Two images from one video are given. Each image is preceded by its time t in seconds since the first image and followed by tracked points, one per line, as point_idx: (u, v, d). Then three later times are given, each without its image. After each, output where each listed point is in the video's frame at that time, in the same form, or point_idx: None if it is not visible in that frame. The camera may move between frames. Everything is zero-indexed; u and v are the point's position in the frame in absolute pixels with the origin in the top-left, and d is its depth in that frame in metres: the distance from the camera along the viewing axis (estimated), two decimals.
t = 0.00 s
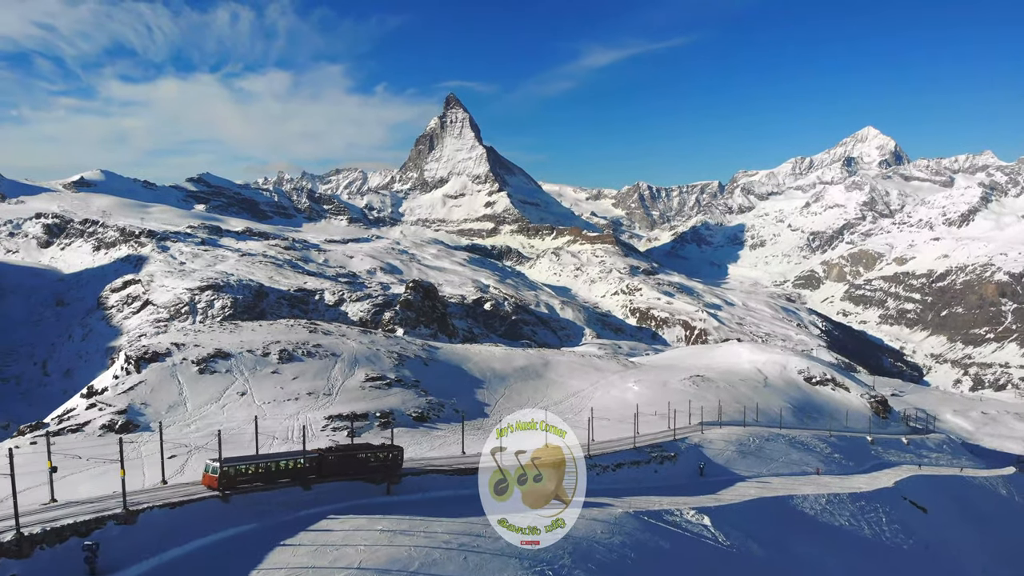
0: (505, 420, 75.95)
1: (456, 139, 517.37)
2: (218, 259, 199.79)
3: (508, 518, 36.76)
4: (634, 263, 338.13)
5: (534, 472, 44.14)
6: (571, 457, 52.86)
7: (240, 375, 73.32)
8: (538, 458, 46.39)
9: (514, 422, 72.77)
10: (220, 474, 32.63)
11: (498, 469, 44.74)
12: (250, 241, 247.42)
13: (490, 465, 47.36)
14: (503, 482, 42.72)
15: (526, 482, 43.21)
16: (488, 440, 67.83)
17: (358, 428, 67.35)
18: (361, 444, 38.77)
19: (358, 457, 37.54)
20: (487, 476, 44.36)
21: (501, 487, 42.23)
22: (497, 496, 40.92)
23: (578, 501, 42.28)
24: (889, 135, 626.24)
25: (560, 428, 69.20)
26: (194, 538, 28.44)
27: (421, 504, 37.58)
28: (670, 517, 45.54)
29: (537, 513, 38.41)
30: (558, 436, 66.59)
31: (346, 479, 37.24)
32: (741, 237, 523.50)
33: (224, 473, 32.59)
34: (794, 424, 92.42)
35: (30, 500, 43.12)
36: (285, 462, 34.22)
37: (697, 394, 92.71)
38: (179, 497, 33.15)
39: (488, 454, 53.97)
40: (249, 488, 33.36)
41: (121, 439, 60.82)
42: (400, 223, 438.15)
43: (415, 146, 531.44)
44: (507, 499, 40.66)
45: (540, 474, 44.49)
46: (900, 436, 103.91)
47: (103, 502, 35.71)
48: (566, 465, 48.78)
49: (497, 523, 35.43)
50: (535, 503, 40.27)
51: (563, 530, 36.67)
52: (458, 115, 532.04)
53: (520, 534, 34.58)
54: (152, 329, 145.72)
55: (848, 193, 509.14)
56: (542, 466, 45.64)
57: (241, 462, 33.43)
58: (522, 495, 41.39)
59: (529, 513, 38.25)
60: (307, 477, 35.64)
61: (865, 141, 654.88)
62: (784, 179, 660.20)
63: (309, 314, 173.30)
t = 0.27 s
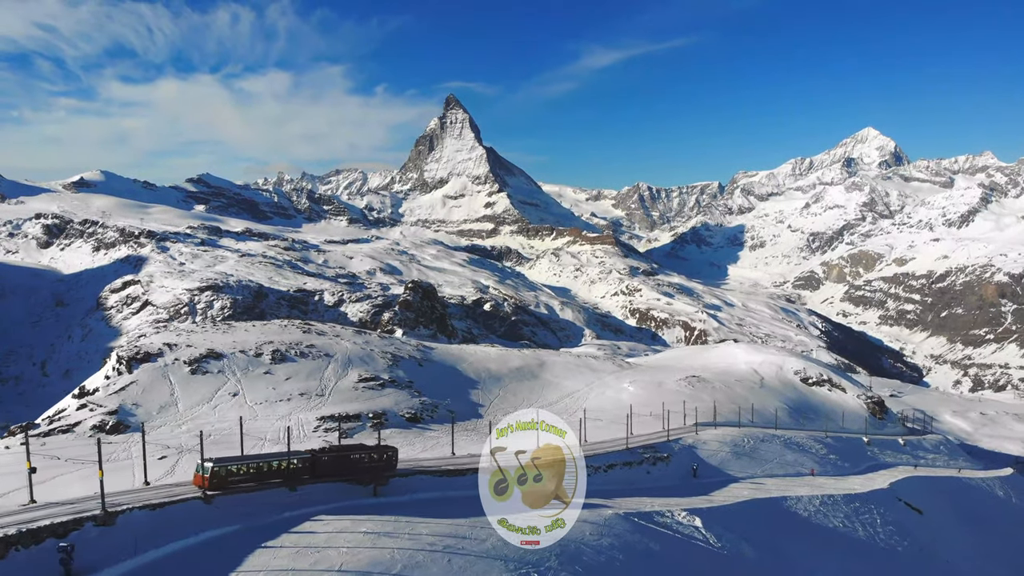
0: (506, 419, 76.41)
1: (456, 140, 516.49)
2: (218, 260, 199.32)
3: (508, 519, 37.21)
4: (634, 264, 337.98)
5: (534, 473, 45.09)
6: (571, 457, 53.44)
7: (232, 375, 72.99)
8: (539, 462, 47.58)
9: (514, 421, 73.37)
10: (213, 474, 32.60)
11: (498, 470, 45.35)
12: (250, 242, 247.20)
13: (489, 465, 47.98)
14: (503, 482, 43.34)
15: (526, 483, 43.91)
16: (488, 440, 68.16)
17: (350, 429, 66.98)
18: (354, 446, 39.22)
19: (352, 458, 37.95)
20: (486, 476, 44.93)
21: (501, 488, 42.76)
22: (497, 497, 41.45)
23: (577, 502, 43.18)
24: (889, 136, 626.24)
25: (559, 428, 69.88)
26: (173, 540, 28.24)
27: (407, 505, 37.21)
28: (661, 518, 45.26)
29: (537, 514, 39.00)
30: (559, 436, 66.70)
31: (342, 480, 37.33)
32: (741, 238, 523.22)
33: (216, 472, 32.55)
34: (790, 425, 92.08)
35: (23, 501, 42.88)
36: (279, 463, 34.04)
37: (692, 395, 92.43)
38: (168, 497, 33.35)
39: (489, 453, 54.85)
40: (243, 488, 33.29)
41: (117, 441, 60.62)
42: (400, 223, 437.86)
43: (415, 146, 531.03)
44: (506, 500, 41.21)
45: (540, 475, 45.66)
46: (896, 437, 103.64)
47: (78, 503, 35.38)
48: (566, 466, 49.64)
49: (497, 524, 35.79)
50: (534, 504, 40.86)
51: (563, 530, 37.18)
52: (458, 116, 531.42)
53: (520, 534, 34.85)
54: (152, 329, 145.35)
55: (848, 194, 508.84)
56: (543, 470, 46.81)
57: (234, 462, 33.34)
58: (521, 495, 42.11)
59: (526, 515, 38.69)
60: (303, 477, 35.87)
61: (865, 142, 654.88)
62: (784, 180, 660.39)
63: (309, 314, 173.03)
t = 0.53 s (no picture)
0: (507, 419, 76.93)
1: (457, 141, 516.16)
2: (217, 261, 198.89)
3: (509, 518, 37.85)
4: (634, 265, 337.96)
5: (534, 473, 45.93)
6: (571, 456, 54.23)
7: (224, 376, 72.73)
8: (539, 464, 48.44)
9: (513, 422, 73.93)
10: (203, 473, 33.46)
11: (497, 471, 46.11)
12: (250, 242, 247.12)
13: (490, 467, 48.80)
14: (503, 483, 44.12)
15: (526, 483, 44.73)
16: (488, 439, 68.75)
17: (342, 430, 66.67)
18: (349, 447, 39.73)
19: (345, 459, 38.27)
20: (487, 477, 45.76)
21: (501, 488, 43.47)
22: (498, 496, 42.14)
23: (577, 501, 43.91)
24: (889, 137, 626.32)
25: (559, 428, 70.66)
26: (151, 542, 28.32)
27: (391, 507, 36.78)
28: (652, 521, 44.91)
29: (538, 514, 39.61)
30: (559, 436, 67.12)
31: (332, 481, 37.95)
32: (741, 239, 523.04)
33: (206, 472, 33.50)
34: (785, 426, 91.78)
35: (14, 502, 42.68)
36: (270, 462, 35.04)
37: (688, 396, 92.16)
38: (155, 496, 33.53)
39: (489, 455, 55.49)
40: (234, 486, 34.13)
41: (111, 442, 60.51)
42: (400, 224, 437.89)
43: (415, 147, 530.75)
44: (507, 499, 41.93)
45: (540, 476, 46.51)
46: (893, 438, 103.36)
47: (59, 504, 35.20)
48: (566, 466, 50.34)
49: (498, 524, 36.41)
50: (534, 503, 41.63)
51: (563, 530, 37.67)
52: (458, 117, 531.08)
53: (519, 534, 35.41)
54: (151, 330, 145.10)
55: (847, 195, 508.61)
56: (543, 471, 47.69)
57: (223, 463, 34.20)
58: (521, 495, 42.83)
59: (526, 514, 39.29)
60: (295, 477, 36.50)
61: (865, 143, 654.98)
62: (784, 181, 660.51)
63: (309, 315, 172.79)
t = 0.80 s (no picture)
0: (507, 419, 77.48)
1: (456, 141, 515.85)
2: (217, 261, 198.61)
3: (510, 519, 38.69)
4: (634, 266, 337.85)
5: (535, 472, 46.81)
6: (571, 456, 55.18)
7: (217, 377, 72.47)
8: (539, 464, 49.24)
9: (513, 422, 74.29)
10: (197, 475, 32.74)
11: (498, 470, 47.02)
12: (249, 243, 246.97)
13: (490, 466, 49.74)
14: (503, 482, 45.03)
15: (526, 482, 45.54)
16: (488, 439, 69.44)
17: (335, 431, 66.33)
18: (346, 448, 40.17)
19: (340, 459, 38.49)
20: (488, 475, 46.69)
21: (501, 488, 44.32)
22: (497, 496, 42.99)
23: (577, 501, 44.71)
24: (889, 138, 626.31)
25: (559, 428, 71.49)
26: (132, 544, 28.37)
27: (377, 508, 36.39)
28: (644, 522, 44.62)
29: (539, 513, 40.44)
30: (558, 436, 67.70)
31: (325, 483, 37.50)
32: (741, 240, 522.79)
33: (200, 473, 32.79)
34: (782, 427, 91.52)
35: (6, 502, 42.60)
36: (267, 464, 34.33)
37: (683, 397, 91.96)
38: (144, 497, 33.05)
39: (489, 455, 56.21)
40: (228, 487, 33.59)
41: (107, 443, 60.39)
42: (400, 225, 437.71)
43: (415, 148, 530.39)
44: (507, 499, 42.75)
45: (540, 475, 47.37)
46: (890, 439, 103.08)
47: (40, 506, 34.93)
48: (566, 467, 51.15)
49: (500, 524, 37.35)
50: (535, 503, 42.48)
51: (563, 530, 38.28)
52: (458, 117, 530.83)
53: (520, 533, 36.30)
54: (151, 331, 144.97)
55: (847, 196, 508.42)
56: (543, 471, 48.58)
57: (217, 464, 33.51)
58: (522, 495, 43.71)
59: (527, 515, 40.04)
60: (289, 478, 35.92)
61: (865, 144, 655.03)
62: (784, 182, 660.52)
63: (309, 316, 172.62)
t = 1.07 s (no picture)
0: (506, 419, 77.73)
1: (456, 142, 515.46)
2: (216, 262, 198.37)
3: (510, 520, 39.44)
4: (634, 266, 337.50)
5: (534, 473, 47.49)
6: (570, 456, 55.95)
7: (209, 377, 72.17)
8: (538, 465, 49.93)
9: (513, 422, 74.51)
10: (186, 475, 33.62)
11: (498, 470, 47.78)
12: (248, 244, 246.71)
13: (491, 467, 50.48)
14: (503, 483, 45.76)
15: (526, 483, 46.32)
16: (489, 439, 70.02)
17: (327, 432, 66.04)
18: (338, 450, 40.10)
19: (332, 460, 38.45)
20: (488, 475, 47.48)
21: (501, 488, 45.07)
22: (497, 496, 43.73)
23: (576, 502, 45.39)
24: (889, 139, 626.12)
25: (560, 428, 72.09)
26: (110, 548, 28.28)
27: (361, 511, 36.12)
28: (634, 525, 44.24)
29: (539, 514, 41.05)
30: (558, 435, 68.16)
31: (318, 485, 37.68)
32: (741, 241, 522.45)
33: (189, 474, 33.70)
34: (777, 428, 91.30)
35: None
36: (257, 464, 35.01)
37: (678, 398, 91.68)
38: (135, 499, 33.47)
39: (487, 455, 56.70)
40: (218, 488, 34.19)
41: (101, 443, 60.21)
42: (400, 226, 437.42)
43: (415, 149, 529.97)
44: (507, 499, 43.52)
45: (539, 475, 48.05)
46: (886, 441, 102.73)
47: (21, 509, 34.74)
48: (566, 468, 51.74)
49: (500, 525, 38.08)
50: (537, 503, 43.25)
51: (563, 530, 38.81)
52: (457, 118, 530.53)
53: (520, 535, 37.10)
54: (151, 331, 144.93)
55: (847, 197, 507.98)
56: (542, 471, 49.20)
57: (207, 465, 34.33)
58: (522, 495, 44.46)
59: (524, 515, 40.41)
60: (281, 480, 36.23)
61: (865, 144, 655.04)
62: (784, 183, 660.34)
63: (308, 316, 172.37)
